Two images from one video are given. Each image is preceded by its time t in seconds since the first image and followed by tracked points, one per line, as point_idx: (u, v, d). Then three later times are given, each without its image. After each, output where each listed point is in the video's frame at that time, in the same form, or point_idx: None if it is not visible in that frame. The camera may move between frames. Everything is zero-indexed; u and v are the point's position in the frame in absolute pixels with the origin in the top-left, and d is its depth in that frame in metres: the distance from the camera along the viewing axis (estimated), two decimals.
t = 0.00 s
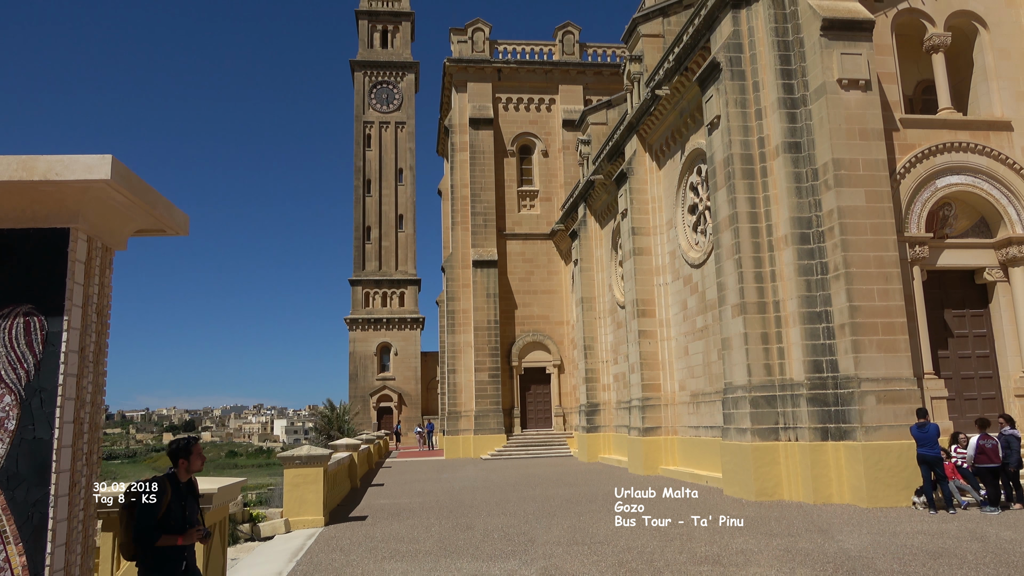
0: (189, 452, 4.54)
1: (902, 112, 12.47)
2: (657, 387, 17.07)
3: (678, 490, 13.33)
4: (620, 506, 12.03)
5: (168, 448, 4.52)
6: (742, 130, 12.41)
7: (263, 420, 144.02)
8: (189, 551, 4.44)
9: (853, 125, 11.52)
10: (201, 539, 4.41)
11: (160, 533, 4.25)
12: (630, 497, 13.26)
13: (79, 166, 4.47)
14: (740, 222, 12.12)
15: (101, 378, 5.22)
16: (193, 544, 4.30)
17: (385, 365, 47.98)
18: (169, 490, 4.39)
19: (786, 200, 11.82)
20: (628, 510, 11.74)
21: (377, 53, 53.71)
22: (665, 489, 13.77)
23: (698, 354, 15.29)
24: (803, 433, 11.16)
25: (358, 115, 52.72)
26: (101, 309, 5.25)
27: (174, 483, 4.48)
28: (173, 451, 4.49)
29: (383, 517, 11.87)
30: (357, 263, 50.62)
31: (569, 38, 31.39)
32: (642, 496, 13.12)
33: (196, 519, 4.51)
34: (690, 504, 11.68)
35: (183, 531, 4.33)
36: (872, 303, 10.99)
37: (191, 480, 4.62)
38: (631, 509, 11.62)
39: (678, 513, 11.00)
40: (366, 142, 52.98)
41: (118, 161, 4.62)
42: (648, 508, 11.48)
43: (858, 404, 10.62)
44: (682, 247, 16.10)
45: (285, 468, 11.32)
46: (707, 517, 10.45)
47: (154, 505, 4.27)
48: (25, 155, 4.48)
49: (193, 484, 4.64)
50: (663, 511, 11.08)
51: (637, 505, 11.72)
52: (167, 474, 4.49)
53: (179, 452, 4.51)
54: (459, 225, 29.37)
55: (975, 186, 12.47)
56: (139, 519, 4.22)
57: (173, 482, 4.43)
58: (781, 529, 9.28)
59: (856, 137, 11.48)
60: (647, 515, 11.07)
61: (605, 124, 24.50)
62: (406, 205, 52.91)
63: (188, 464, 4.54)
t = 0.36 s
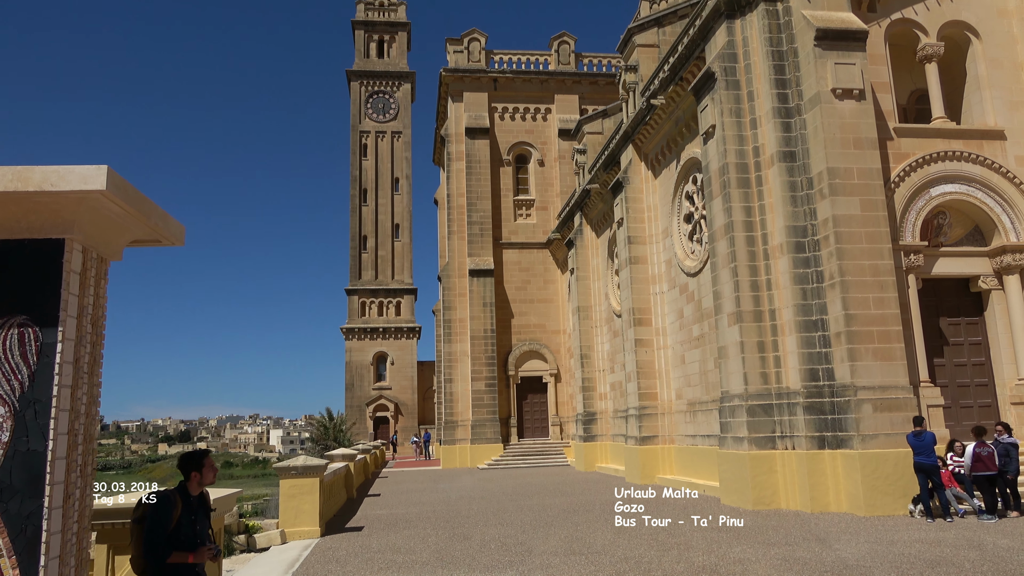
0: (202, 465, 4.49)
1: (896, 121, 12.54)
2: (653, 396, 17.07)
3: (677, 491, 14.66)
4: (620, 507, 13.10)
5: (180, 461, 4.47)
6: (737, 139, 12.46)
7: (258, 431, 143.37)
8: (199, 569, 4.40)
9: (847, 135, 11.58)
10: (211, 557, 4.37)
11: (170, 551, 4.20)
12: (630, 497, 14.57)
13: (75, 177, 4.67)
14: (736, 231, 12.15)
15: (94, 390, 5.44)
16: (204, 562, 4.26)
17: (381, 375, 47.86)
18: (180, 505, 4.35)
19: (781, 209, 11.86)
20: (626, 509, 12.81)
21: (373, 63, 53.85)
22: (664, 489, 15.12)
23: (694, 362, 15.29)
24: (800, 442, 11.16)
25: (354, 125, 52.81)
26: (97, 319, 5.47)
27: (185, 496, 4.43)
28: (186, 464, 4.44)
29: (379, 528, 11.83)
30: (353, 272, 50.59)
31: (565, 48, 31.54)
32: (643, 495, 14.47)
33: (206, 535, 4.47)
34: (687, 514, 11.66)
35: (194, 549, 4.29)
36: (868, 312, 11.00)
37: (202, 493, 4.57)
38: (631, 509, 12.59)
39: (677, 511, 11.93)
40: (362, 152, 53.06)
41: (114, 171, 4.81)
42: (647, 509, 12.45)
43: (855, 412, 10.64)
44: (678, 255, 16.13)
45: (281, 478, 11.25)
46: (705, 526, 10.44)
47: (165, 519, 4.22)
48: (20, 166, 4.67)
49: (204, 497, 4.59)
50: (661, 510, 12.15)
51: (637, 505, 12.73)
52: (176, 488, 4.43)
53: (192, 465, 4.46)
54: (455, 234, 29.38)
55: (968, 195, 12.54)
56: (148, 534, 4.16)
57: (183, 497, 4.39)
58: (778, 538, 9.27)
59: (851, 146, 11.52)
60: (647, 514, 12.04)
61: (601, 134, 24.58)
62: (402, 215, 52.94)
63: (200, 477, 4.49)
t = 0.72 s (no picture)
0: (215, 478, 4.43)
1: (890, 131, 12.61)
2: (650, 406, 17.07)
3: (677, 493, 15.46)
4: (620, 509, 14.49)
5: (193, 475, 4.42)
6: (732, 149, 12.51)
7: (254, 442, 142.86)
8: None
9: (842, 144, 11.62)
10: (225, 573, 4.31)
11: (184, 568, 4.16)
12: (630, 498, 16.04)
13: (70, 189, 4.83)
14: (732, 240, 12.18)
15: (87, 402, 5.59)
16: None
17: (378, 385, 47.74)
18: (193, 519, 4.30)
19: (776, 218, 11.90)
20: (625, 509, 13.79)
21: (370, 74, 53.98)
22: (666, 490, 15.97)
23: (691, 372, 15.29)
24: (797, 451, 11.15)
25: (351, 135, 52.91)
26: (91, 333, 5.72)
27: (199, 511, 4.38)
28: (199, 477, 4.39)
29: (376, 539, 11.77)
30: (349, 282, 50.56)
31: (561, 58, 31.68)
32: (644, 496, 16.03)
33: (221, 550, 4.40)
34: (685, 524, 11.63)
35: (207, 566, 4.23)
36: (864, 321, 11.02)
37: (216, 507, 4.51)
38: (632, 510, 13.74)
39: (674, 512, 13.17)
40: (359, 162, 53.15)
41: (109, 184, 4.97)
42: (647, 509, 13.52)
43: (851, 421, 10.64)
44: (675, 265, 16.16)
45: (277, 490, 11.14)
46: (702, 536, 10.41)
47: (178, 536, 4.18)
48: (16, 179, 4.84)
49: (219, 510, 4.53)
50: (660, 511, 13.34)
51: (638, 506, 13.86)
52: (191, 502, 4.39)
53: (204, 479, 4.41)
54: (452, 244, 29.41)
55: (963, 204, 12.60)
56: (162, 552, 4.14)
57: (197, 512, 4.34)
58: (776, 547, 9.25)
59: (845, 156, 11.57)
60: (646, 515, 13.21)
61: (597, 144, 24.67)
62: (399, 225, 52.99)
63: (214, 490, 4.43)
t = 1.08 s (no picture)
0: (229, 486, 4.48)
1: (884, 140, 12.67)
2: (648, 415, 17.04)
3: (677, 492, 15.58)
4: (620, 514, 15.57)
5: (207, 484, 4.45)
6: (728, 159, 12.55)
7: (251, 453, 142.15)
8: None
9: (837, 154, 11.66)
10: None
11: None
12: (630, 498, 16.62)
13: (66, 201, 4.88)
14: (728, 250, 12.21)
15: (82, 415, 5.65)
16: None
17: (374, 395, 47.61)
18: (208, 526, 4.29)
19: (772, 227, 11.93)
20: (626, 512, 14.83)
21: (366, 85, 54.14)
22: (665, 491, 16.15)
23: (688, 381, 15.29)
24: (796, 460, 11.13)
25: (347, 145, 53.01)
26: (87, 345, 5.79)
27: (214, 518, 4.37)
28: (213, 485, 4.43)
29: (372, 551, 11.70)
30: (346, 293, 50.50)
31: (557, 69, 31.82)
32: (644, 496, 16.41)
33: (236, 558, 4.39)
34: (684, 534, 11.60)
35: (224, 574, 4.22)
36: (860, 329, 11.04)
37: (231, 517, 4.51)
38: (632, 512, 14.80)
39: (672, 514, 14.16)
40: (355, 173, 53.23)
41: (105, 196, 5.03)
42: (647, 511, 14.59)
43: (849, 430, 10.63)
44: (671, 274, 16.18)
45: (273, 502, 11.08)
46: (700, 546, 10.37)
47: (193, 543, 4.14)
48: (13, 192, 4.90)
49: (232, 521, 4.54)
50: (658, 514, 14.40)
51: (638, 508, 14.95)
52: (205, 511, 4.40)
53: (218, 486, 4.44)
54: (448, 254, 29.42)
55: (958, 213, 12.66)
56: (177, 560, 4.09)
57: (213, 520, 4.33)
58: (775, 557, 9.20)
59: (840, 165, 11.61)
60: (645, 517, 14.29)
61: (593, 154, 24.74)
62: (395, 235, 53.03)
63: (229, 498, 4.48)
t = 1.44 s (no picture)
0: (238, 495, 4.42)
1: (880, 150, 12.74)
2: (645, 425, 17.02)
3: (677, 492, 15.55)
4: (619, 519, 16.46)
5: (216, 493, 4.39)
6: (724, 168, 12.61)
7: (247, 463, 141.58)
8: None
9: (833, 163, 11.71)
10: None
11: None
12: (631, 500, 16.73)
13: (64, 213, 5.03)
14: (725, 259, 12.24)
15: (81, 427, 5.83)
16: None
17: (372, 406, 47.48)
18: (219, 537, 4.24)
19: (769, 236, 11.96)
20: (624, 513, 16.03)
21: (363, 95, 54.27)
22: (665, 492, 16.20)
23: (686, 391, 15.29)
24: (793, 470, 11.11)
25: (344, 155, 53.09)
26: (85, 355, 5.94)
27: (223, 529, 4.32)
28: (223, 495, 4.37)
29: (370, 562, 11.64)
30: (343, 302, 50.44)
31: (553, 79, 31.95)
32: (643, 496, 16.55)
33: (245, 568, 4.37)
34: (682, 544, 11.59)
35: None
36: (857, 338, 11.05)
37: (239, 527, 4.46)
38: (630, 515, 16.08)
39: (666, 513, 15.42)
40: (353, 182, 53.31)
41: (102, 207, 5.17)
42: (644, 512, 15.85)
43: (847, 439, 10.63)
44: (668, 283, 16.21)
45: (270, 513, 11.02)
46: (699, 556, 10.35)
47: (205, 554, 4.10)
48: (11, 204, 5.05)
49: (241, 531, 4.49)
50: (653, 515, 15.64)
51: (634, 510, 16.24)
52: (214, 520, 4.34)
53: (227, 495, 4.39)
54: (445, 263, 29.44)
55: (954, 222, 12.70)
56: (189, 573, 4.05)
57: (223, 531, 4.29)
58: (772, 568, 9.17)
59: (836, 175, 11.65)
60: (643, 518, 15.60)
61: (590, 163, 24.80)
62: (393, 244, 53.06)
63: (238, 507, 4.42)
